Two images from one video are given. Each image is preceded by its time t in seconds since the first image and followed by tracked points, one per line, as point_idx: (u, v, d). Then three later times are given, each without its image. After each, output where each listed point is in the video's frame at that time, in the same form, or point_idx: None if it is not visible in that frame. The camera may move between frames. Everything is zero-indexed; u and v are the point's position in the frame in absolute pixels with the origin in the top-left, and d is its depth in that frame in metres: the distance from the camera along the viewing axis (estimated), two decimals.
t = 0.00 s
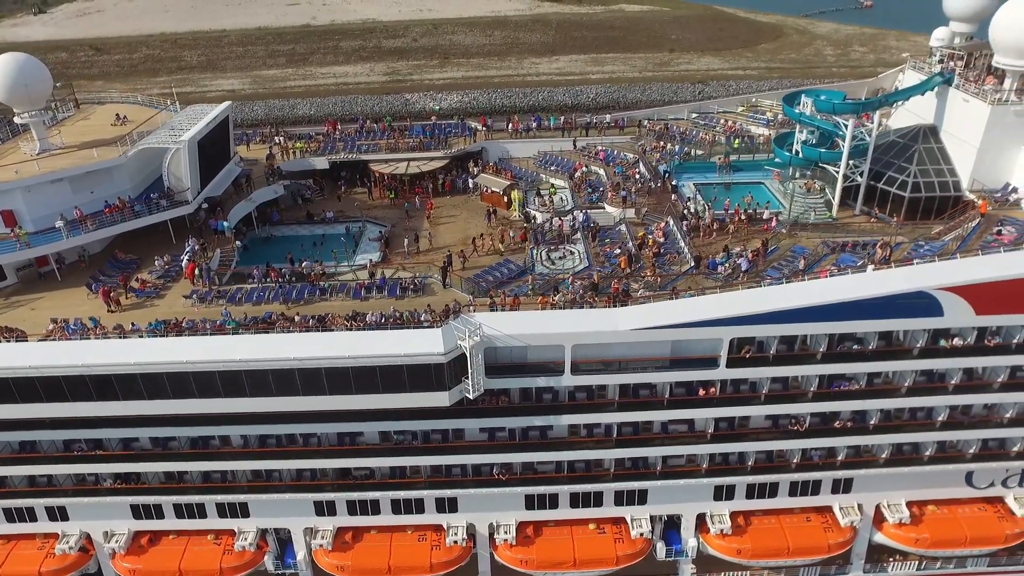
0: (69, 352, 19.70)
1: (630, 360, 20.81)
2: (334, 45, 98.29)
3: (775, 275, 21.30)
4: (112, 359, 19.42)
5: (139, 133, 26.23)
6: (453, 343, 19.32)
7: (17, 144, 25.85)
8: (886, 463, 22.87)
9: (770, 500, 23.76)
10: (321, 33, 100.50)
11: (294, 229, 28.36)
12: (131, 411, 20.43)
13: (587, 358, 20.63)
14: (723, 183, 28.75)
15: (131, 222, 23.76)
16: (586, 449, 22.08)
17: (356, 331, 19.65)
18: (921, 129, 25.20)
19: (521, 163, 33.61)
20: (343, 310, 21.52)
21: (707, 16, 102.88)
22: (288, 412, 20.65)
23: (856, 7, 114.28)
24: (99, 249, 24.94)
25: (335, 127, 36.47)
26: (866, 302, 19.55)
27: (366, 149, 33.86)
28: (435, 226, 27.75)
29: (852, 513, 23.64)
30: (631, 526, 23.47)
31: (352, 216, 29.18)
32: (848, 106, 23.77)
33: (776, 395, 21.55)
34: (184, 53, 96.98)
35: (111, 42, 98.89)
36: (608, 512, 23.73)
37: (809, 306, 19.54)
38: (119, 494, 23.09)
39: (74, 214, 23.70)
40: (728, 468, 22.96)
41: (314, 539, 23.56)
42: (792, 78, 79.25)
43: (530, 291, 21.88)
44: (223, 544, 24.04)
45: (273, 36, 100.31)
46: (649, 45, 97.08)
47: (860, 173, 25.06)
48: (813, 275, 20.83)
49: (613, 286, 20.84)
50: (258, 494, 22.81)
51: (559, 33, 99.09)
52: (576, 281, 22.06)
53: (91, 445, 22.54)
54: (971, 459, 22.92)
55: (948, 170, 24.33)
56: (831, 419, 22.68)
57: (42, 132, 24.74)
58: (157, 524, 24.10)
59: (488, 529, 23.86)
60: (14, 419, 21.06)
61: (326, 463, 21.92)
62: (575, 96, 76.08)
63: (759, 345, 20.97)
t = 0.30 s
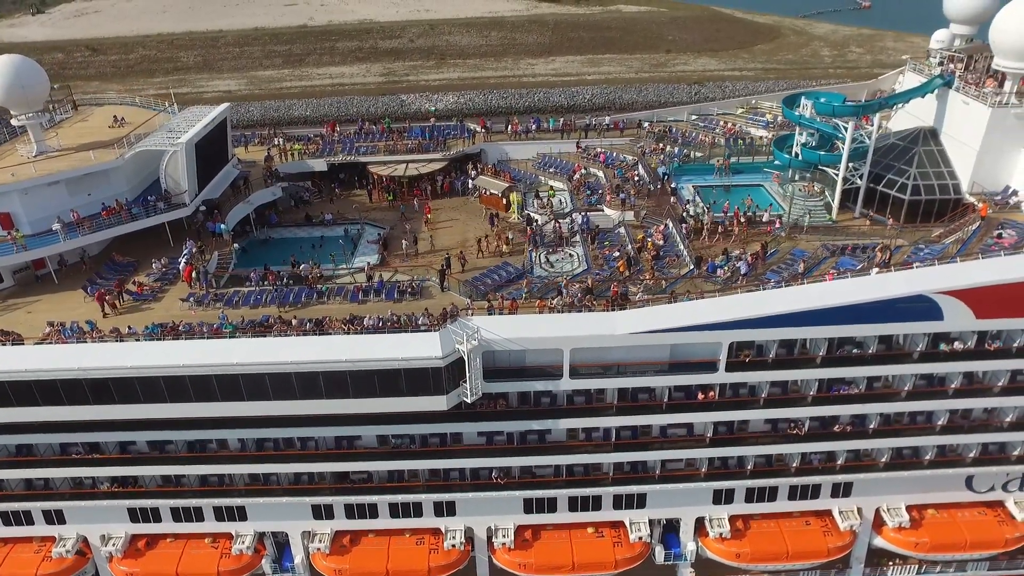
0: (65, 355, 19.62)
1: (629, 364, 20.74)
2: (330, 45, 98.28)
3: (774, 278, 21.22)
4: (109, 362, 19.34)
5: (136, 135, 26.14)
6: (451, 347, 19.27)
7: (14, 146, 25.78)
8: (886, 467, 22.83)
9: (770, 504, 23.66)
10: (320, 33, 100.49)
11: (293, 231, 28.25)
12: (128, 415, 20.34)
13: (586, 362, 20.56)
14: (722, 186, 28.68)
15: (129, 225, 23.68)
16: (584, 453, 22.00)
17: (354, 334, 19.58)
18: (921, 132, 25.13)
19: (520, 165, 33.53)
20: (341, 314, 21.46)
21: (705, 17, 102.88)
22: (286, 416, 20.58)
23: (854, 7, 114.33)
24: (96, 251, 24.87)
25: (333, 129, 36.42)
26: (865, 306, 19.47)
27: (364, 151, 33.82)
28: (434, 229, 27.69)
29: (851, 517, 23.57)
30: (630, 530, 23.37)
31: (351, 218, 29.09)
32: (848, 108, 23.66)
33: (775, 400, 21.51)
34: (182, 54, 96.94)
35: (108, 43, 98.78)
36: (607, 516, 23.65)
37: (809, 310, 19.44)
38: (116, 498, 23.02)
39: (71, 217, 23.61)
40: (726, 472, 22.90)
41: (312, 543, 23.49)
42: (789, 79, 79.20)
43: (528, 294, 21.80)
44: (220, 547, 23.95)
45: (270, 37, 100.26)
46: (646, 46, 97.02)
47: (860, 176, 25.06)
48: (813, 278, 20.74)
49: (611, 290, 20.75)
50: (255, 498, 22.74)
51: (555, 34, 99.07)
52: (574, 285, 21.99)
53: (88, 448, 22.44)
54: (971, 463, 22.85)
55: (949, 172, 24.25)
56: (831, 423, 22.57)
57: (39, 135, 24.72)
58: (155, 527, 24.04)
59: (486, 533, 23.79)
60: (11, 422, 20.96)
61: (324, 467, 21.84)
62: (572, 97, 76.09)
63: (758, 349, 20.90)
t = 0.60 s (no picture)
0: (62, 358, 19.52)
1: (629, 367, 20.67)
2: (326, 45, 98.11)
3: (775, 281, 21.12)
4: (106, 365, 19.25)
5: (134, 136, 26.04)
6: (451, 350, 19.19)
7: (12, 148, 25.69)
8: (887, 470, 22.77)
9: (770, 507, 23.56)
10: (318, 33, 100.37)
11: (292, 232, 28.16)
12: (126, 418, 20.25)
13: (586, 365, 20.52)
14: (722, 187, 28.64)
15: (127, 226, 23.58)
16: (584, 457, 21.92)
17: (352, 337, 19.49)
18: (922, 134, 25.07)
19: (520, 165, 33.42)
20: (340, 317, 21.38)
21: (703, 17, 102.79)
22: (285, 419, 20.47)
23: (852, 7, 114.29)
24: (94, 253, 24.78)
25: (332, 130, 36.34)
26: (865, 309, 19.38)
27: (364, 152, 33.72)
28: (433, 230, 27.60)
29: (852, 520, 23.48)
30: (630, 533, 23.28)
31: (350, 219, 28.99)
32: (849, 109, 23.55)
33: (776, 403, 21.45)
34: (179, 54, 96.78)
35: (103, 43, 98.50)
36: (607, 519, 23.56)
37: (811, 313, 19.36)
38: (114, 501, 22.92)
39: (68, 218, 23.51)
40: (727, 475, 22.87)
41: (311, 546, 23.41)
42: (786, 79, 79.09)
43: (527, 297, 21.69)
44: (219, 551, 23.86)
45: (266, 37, 100.03)
46: (644, 46, 96.92)
47: (860, 177, 24.81)
48: (814, 281, 20.65)
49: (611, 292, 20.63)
50: (254, 501, 22.65)
51: (551, 35, 98.96)
52: (574, 287, 21.88)
53: (86, 451, 22.35)
54: (973, 466, 22.78)
55: (949, 174, 24.17)
56: (831, 426, 22.55)
57: (37, 136, 24.72)
58: (153, 530, 23.93)
59: (486, 536, 23.69)
60: (8, 425, 20.85)
61: (323, 470, 21.74)
62: (568, 97, 76.02)
63: (758, 352, 20.83)
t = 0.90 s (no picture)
0: (59, 364, 19.33)
1: (632, 372, 20.52)
2: (323, 46, 97.82)
3: (779, 285, 20.95)
4: (104, 371, 19.06)
5: (133, 138, 25.86)
6: (451, 355, 19.00)
7: (9, 150, 25.52)
8: (890, 476, 22.57)
9: (773, 512, 23.39)
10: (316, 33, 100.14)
11: (291, 235, 27.97)
12: (125, 424, 20.06)
13: (589, 370, 20.41)
14: (725, 190, 28.53)
15: (125, 230, 23.39)
16: (586, 462, 21.72)
17: (352, 342, 19.30)
18: (926, 136, 25.05)
19: (521, 168, 33.25)
20: (340, 322, 21.20)
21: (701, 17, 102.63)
22: (285, 425, 20.28)
23: (851, 8, 114.18)
24: (92, 257, 24.61)
25: (332, 131, 36.14)
26: (870, 314, 19.20)
27: (364, 154, 33.52)
28: (433, 233, 27.43)
29: (855, 525, 23.34)
30: (632, 538, 23.12)
31: (350, 222, 28.80)
32: (852, 112, 23.35)
33: (781, 408, 21.19)
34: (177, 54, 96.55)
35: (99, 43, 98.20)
36: (609, 524, 23.39)
37: (815, 318, 19.18)
38: (112, 506, 22.72)
39: (66, 222, 23.33)
40: (730, 480, 22.69)
41: (311, 552, 23.24)
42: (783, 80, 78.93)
43: (529, 301, 21.50)
44: (218, 556, 23.68)
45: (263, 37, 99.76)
46: (642, 46, 96.76)
47: (865, 181, 24.93)
48: (818, 285, 20.48)
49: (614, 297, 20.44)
50: (252, 506, 22.45)
51: (548, 35, 98.86)
52: (576, 291, 21.69)
53: (84, 457, 22.15)
54: (977, 471, 22.64)
55: (954, 177, 24.01)
56: (835, 431, 22.36)
57: (34, 139, 24.55)
58: (152, 535, 23.74)
59: (487, 541, 23.52)
60: (6, 431, 20.66)
61: (323, 476, 21.55)
62: (565, 97, 75.85)
63: (762, 357, 20.62)
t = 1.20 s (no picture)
0: (57, 369, 19.11)
1: (636, 378, 20.31)
2: (320, 46, 97.51)
3: (785, 290, 20.77)
4: (103, 377, 18.85)
5: (132, 140, 25.65)
6: (454, 361, 18.80)
7: (8, 152, 25.33)
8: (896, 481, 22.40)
9: (778, 519, 23.19)
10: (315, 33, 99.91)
11: (292, 238, 27.75)
12: (124, 430, 19.86)
13: (590, 376, 20.12)
14: (728, 193, 28.39)
15: (124, 233, 23.17)
16: (590, 468, 21.53)
17: (354, 348, 19.09)
18: (930, 139, 24.80)
19: (523, 170, 33.10)
20: (341, 327, 21.00)
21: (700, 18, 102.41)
22: (286, 431, 20.09)
23: (850, 8, 113.98)
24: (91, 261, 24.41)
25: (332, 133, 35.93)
26: (876, 319, 19.01)
27: (365, 155, 33.30)
28: (435, 236, 27.26)
29: (861, 531, 23.16)
30: (636, 544, 22.92)
31: (351, 225, 28.61)
32: (857, 115, 23.08)
33: (784, 414, 21.09)
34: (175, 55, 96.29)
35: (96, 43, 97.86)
36: (612, 530, 23.20)
37: (822, 323, 18.98)
38: (111, 512, 22.51)
39: (64, 225, 23.13)
40: (735, 486, 22.48)
41: (311, 558, 23.05)
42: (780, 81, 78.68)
43: (532, 306, 21.31)
44: (218, 562, 23.49)
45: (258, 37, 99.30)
46: (641, 46, 96.55)
47: (870, 184, 24.57)
48: (825, 290, 20.28)
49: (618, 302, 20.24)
50: (253, 513, 22.26)
51: (545, 35, 98.63)
52: (580, 296, 21.52)
53: (82, 463, 21.95)
54: (984, 477, 22.44)
55: (960, 180, 23.86)
56: (840, 437, 22.19)
57: (33, 141, 24.38)
58: (151, 541, 23.55)
59: (489, 547, 23.36)
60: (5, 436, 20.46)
61: (325, 482, 21.35)
62: (561, 98, 75.63)
63: (767, 363, 20.44)
